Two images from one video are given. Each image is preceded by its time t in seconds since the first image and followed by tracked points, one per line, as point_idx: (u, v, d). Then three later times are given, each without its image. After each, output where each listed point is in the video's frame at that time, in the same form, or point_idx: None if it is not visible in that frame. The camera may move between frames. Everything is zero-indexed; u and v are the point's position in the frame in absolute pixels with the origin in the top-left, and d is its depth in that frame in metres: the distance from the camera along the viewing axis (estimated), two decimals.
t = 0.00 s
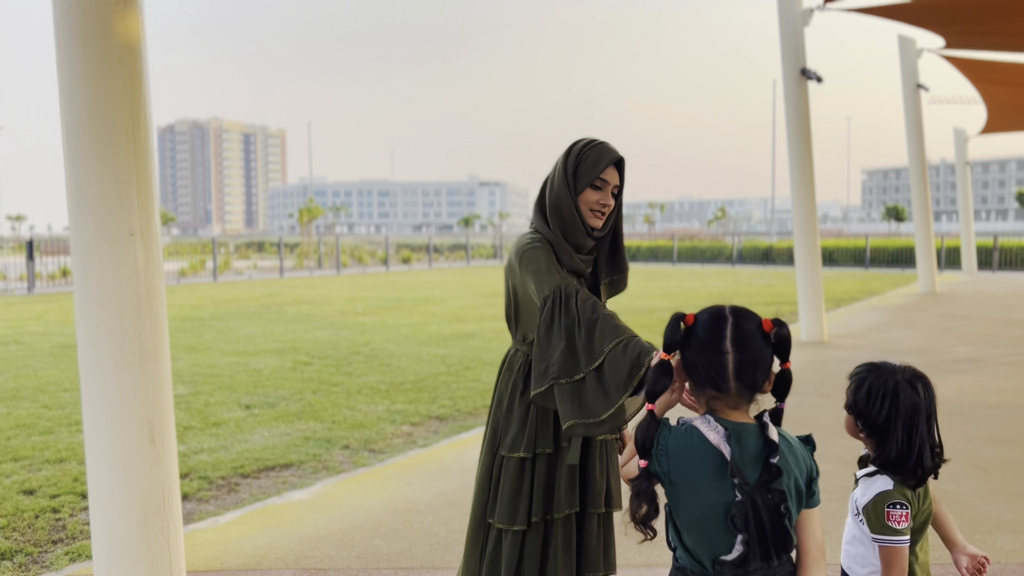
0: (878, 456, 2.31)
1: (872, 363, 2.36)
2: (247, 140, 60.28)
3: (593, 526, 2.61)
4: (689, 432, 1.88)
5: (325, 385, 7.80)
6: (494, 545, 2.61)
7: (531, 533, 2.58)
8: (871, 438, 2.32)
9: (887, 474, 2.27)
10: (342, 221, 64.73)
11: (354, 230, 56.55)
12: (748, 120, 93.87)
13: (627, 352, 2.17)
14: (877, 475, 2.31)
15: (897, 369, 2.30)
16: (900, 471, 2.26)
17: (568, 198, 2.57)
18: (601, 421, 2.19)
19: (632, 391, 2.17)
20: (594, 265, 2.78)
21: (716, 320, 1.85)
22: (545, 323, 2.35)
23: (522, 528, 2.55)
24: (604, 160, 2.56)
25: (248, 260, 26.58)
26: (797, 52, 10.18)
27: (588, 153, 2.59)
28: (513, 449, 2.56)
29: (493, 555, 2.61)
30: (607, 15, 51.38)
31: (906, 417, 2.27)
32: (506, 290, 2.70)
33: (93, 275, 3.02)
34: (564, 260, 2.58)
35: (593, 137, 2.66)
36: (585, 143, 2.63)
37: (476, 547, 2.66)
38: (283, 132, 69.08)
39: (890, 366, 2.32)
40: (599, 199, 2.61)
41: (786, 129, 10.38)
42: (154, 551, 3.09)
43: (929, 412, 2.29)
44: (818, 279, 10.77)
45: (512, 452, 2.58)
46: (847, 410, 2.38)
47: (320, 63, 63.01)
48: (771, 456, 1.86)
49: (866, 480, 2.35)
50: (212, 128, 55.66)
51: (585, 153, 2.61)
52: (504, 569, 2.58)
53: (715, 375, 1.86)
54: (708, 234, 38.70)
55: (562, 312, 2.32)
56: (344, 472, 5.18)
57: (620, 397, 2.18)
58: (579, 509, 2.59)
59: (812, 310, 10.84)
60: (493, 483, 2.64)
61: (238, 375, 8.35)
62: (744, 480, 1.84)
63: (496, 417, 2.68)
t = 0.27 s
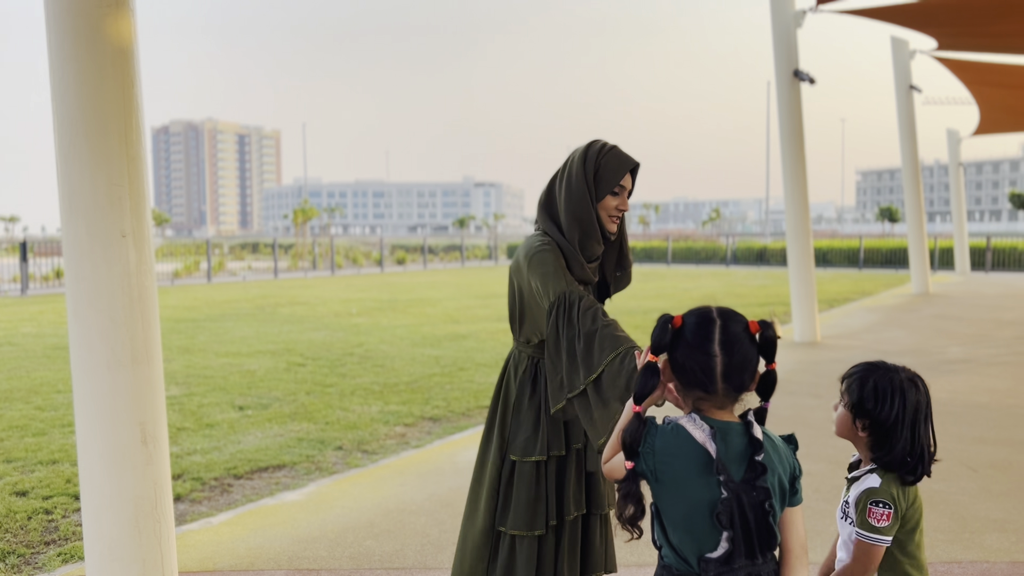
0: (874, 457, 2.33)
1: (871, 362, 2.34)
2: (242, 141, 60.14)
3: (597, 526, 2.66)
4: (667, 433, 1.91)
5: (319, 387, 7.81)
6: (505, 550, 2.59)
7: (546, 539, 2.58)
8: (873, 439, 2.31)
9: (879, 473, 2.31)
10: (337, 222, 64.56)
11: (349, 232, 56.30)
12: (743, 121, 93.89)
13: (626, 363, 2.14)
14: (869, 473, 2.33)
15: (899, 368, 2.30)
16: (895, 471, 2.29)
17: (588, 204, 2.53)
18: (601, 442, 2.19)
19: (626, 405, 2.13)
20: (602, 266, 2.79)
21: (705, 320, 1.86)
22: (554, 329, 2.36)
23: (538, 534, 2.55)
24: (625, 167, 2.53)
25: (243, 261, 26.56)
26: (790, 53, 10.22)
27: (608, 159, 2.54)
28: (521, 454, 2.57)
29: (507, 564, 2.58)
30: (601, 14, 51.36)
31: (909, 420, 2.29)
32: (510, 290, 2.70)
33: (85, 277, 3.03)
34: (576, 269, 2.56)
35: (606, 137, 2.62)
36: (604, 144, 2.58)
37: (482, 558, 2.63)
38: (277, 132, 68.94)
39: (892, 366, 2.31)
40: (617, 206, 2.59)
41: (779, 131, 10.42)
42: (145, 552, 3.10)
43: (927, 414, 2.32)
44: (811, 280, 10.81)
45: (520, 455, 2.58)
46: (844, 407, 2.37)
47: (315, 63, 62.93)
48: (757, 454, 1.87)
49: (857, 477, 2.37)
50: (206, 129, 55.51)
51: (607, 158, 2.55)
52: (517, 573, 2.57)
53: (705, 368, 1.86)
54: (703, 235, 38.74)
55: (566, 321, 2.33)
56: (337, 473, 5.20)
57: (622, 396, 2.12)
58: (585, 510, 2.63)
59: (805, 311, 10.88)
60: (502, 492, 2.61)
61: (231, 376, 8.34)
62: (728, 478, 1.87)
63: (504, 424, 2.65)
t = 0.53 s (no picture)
0: (869, 456, 2.32)
1: (875, 364, 2.34)
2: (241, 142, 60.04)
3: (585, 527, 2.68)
4: (651, 431, 1.91)
5: (315, 388, 7.80)
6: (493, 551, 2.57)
7: (538, 540, 2.57)
8: (870, 440, 2.30)
9: (869, 470, 2.29)
10: (335, 223, 64.47)
11: (347, 233, 56.19)
12: (742, 122, 93.86)
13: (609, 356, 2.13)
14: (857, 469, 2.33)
15: (902, 373, 2.30)
16: (886, 471, 2.28)
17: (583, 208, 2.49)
18: (576, 446, 2.21)
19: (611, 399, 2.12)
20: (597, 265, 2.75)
21: (690, 321, 1.86)
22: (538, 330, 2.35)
23: (528, 535, 2.54)
24: (621, 171, 2.50)
25: (240, 262, 26.54)
26: (786, 54, 10.23)
27: (605, 162, 2.50)
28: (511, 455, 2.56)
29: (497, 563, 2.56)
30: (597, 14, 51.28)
31: (904, 422, 2.27)
32: (500, 288, 2.69)
33: (74, 278, 3.03)
34: (569, 275, 2.53)
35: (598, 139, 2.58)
36: (599, 145, 2.54)
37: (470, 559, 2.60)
38: (276, 133, 68.88)
39: (896, 370, 2.32)
40: (613, 209, 2.56)
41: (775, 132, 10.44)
42: (135, 554, 3.10)
43: (923, 426, 2.32)
44: (807, 281, 10.81)
45: (511, 457, 2.57)
46: (836, 403, 2.37)
47: (313, 64, 62.80)
48: (737, 456, 1.87)
49: (842, 476, 2.38)
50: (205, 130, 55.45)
51: (603, 161, 2.51)
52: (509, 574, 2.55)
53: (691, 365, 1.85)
54: (701, 236, 38.73)
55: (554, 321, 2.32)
56: (331, 474, 5.20)
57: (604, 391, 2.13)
58: (575, 510, 2.64)
59: (801, 312, 10.88)
60: (489, 492, 2.59)
61: (227, 377, 8.34)
62: (707, 478, 1.87)
63: (495, 426, 2.62)
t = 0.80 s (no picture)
0: (834, 455, 2.34)
1: (844, 364, 2.38)
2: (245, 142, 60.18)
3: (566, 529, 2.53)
4: (632, 433, 1.90)
5: (312, 388, 7.79)
6: (477, 555, 2.44)
7: (516, 538, 2.46)
8: (832, 438, 2.34)
9: (841, 471, 2.30)
10: (339, 223, 64.60)
11: (351, 233, 56.29)
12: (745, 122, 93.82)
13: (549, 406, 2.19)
14: (829, 471, 2.34)
15: (869, 372, 2.33)
16: (866, 473, 2.27)
17: (560, 206, 2.43)
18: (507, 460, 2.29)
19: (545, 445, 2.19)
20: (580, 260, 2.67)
21: (671, 320, 1.86)
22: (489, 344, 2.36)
23: (504, 534, 2.42)
24: (598, 166, 2.42)
25: (243, 262, 26.59)
26: (786, 55, 10.20)
27: (581, 160, 2.43)
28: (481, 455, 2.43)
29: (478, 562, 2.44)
30: (599, 15, 51.36)
31: (871, 421, 2.30)
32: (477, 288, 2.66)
33: (63, 279, 3.03)
34: (545, 275, 2.48)
35: (578, 135, 2.50)
36: (577, 141, 2.45)
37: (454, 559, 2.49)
38: (280, 133, 69.06)
39: (862, 369, 2.35)
40: (592, 207, 2.49)
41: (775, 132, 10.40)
42: (124, 554, 3.09)
43: (894, 426, 2.33)
44: (808, 282, 10.79)
45: (486, 458, 2.43)
46: (810, 408, 2.40)
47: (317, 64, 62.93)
48: (716, 456, 1.87)
49: (817, 478, 2.39)
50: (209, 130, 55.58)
51: (580, 159, 2.44)
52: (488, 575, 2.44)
53: (671, 366, 1.85)
54: (703, 237, 38.75)
55: (512, 334, 2.34)
56: (327, 474, 5.20)
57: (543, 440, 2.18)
58: (554, 512, 2.49)
59: (802, 313, 10.85)
60: (468, 487, 2.48)
61: (226, 377, 8.34)
62: (688, 480, 1.85)
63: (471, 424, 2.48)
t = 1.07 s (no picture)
0: (823, 453, 2.32)
1: (835, 363, 2.36)
2: (253, 142, 60.27)
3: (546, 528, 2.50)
4: (622, 434, 1.88)
5: (315, 388, 7.80)
6: (453, 553, 2.45)
7: (490, 535, 2.45)
8: (820, 435, 2.32)
9: (832, 473, 2.29)
10: (347, 223, 64.64)
11: (359, 233, 56.35)
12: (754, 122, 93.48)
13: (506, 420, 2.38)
14: (818, 471, 2.33)
15: (856, 371, 2.32)
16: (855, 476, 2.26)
17: (526, 200, 2.43)
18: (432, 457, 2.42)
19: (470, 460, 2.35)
20: (549, 259, 2.64)
21: (659, 319, 1.85)
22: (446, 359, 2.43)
23: (478, 530, 2.41)
24: (564, 161, 2.43)
25: (250, 262, 26.65)
26: (792, 54, 10.16)
27: (547, 156, 2.44)
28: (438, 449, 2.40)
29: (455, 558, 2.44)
30: (607, 15, 51.21)
31: (861, 419, 2.29)
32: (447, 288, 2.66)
33: (60, 278, 3.04)
34: (514, 272, 2.46)
35: (547, 134, 2.53)
36: (544, 140, 2.49)
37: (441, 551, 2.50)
38: (288, 133, 69.17)
39: (851, 367, 2.34)
40: (561, 202, 2.50)
41: (781, 131, 10.35)
42: (119, 553, 3.09)
43: (884, 422, 2.32)
44: (814, 283, 10.74)
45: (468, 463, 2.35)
46: (800, 408, 2.39)
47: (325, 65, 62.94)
48: (707, 455, 1.86)
49: (808, 477, 2.38)
50: (218, 130, 55.70)
51: (544, 158, 2.46)
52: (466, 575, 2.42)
53: (662, 365, 1.84)
54: (710, 237, 38.72)
55: (469, 347, 2.43)
56: (327, 474, 5.19)
57: (465, 462, 2.35)
58: (529, 509, 2.47)
59: (808, 314, 10.81)
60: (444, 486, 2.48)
61: (229, 377, 8.34)
62: (679, 479, 1.84)
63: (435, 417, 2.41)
